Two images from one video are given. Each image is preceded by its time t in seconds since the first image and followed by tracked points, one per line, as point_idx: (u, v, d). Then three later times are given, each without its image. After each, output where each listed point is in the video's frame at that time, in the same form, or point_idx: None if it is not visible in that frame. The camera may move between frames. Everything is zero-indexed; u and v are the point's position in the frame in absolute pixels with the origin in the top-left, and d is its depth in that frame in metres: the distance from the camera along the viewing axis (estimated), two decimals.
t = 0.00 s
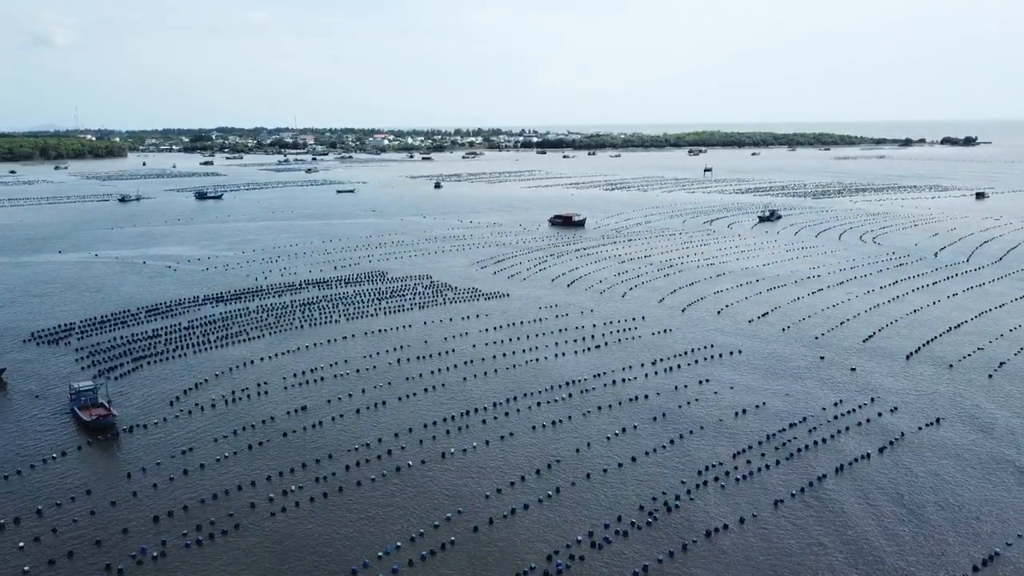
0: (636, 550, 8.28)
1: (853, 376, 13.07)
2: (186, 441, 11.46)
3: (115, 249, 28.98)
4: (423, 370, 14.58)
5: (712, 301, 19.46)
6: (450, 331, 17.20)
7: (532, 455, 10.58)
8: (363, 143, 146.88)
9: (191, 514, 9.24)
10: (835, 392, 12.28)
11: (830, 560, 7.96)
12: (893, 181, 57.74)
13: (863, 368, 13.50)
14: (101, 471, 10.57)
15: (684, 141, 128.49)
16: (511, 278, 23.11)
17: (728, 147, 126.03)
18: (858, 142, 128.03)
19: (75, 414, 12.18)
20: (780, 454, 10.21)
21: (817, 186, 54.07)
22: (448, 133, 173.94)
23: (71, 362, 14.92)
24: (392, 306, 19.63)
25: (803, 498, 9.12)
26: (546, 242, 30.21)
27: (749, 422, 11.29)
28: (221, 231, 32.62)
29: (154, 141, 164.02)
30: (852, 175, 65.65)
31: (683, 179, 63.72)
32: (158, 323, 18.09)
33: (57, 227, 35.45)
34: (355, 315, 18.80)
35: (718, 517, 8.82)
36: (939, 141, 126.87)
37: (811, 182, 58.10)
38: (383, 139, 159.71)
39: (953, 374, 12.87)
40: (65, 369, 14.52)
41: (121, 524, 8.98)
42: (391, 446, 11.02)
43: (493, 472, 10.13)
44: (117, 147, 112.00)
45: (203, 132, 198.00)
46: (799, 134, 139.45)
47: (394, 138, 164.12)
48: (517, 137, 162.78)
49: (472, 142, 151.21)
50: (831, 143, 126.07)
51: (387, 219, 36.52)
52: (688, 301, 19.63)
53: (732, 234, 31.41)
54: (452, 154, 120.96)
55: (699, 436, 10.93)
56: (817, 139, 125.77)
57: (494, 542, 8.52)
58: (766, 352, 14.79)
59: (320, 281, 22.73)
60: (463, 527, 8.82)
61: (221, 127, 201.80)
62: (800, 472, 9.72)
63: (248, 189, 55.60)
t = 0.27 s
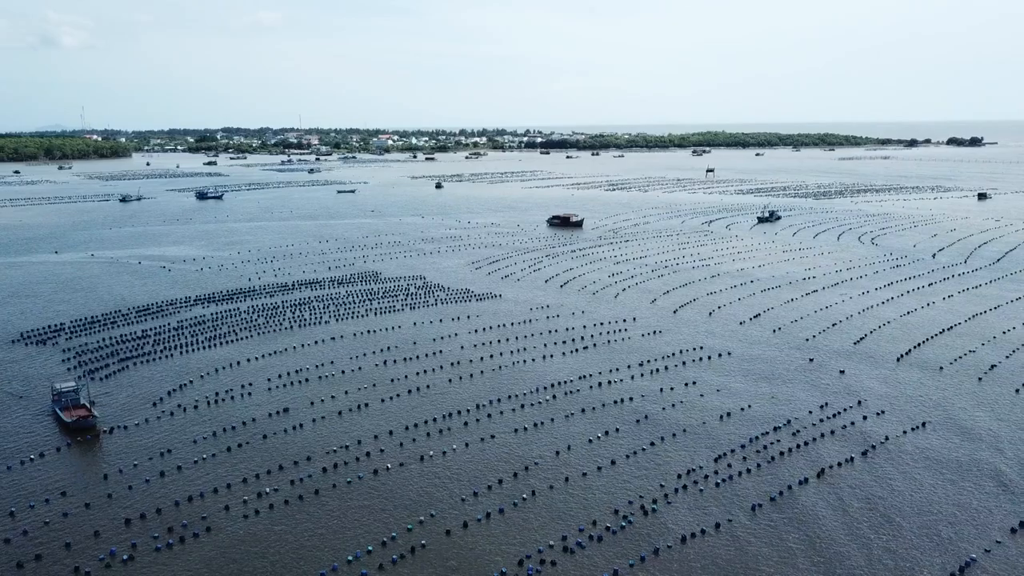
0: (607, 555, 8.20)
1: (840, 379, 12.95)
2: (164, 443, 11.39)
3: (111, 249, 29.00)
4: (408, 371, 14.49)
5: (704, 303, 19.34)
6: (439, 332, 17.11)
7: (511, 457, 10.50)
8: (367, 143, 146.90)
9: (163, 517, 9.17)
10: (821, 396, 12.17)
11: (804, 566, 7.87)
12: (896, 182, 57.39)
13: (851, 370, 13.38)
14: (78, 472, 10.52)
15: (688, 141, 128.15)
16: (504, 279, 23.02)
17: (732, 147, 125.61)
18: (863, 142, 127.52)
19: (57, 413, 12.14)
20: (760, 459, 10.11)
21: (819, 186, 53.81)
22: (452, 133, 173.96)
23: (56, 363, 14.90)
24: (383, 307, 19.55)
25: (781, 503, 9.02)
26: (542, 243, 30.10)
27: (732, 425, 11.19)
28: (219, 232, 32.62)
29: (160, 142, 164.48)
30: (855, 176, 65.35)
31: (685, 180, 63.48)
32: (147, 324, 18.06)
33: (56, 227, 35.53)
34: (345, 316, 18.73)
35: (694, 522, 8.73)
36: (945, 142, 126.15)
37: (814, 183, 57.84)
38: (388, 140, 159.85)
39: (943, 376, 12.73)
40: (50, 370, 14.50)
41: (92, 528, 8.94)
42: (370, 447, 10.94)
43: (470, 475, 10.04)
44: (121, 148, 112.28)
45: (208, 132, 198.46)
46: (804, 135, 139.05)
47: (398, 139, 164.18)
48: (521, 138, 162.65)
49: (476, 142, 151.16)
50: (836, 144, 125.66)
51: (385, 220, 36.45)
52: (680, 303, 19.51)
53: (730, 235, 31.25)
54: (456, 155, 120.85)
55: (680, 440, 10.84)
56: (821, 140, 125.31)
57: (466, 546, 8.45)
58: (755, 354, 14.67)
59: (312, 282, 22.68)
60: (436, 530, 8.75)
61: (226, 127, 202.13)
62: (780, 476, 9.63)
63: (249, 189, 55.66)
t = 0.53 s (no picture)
0: (584, 559, 8.14)
1: (829, 380, 12.86)
2: (146, 443, 11.34)
3: (107, 249, 29.01)
4: (395, 372, 14.44)
5: (697, 304, 19.25)
6: (430, 332, 17.03)
7: (493, 459, 10.44)
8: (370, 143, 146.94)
9: (140, 518, 9.12)
10: (808, 398, 12.08)
11: (782, 571, 7.81)
12: (897, 183, 57.15)
13: (841, 372, 13.27)
14: (58, 473, 10.48)
15: (691, 141, 127.94)
16: (498, 279, 22.96)
17: (735, 146, 125.34)
18: (868, 142, 127.00)
19: (41, 414, 12.11)
20: (743, 462, 10.04)
21: (820, 186, 53.59)
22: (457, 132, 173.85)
23: (44, 364, 14.88)
24: (374, 307, 19.50)
25: (762, 507, 8.95)
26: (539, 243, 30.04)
27: (717, 428, 11.11)
28: (216, 232, 32.64)
29: (164, 141, 164.89)
30: (857, 176, 65.09)
31: (686, 180, 63.34)
32: (138, 324, 18.03)
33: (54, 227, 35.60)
34: (336, 316, 18.69)
35: (673, 526, 8.66)
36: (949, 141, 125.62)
37: (815, 183, 57.63)
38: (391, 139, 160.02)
39: (933, 379, 12.62)
40: (37, 371, 14.48)
41: (68, 529, 8.89)
42: (352, 450, 10.87)
43: (450, 477, 9.98)
44: (124, 148, 112.52)
45: (212, 132, 198.83)
46: (808, 134, 138.65)
47: (402, 138, 164.30)
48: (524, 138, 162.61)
49: (479, 142, 151.17)
50: (839, 144, 125.27)
51: (383, 220, 36.42)
52: (673, 303, 19.43)
53: (728, 235, 31.14)
54: (458, 155, 120.82)
55: (664, 442, 10.77)
56: (825, 140, 124.81)
57: (442, 549, 8.39)
58: (745, 356, 14.58)
59: (306, 282, 22.64)
60: (413, 533, 8.69)
61: (230, 127, 202.52)
62: (762, 478, 9.58)
63: (250, 188, 55.71)
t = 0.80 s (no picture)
0: (555, 564, 8.06)
1: (815, 382, 12.75)
2: (125, 444, 11.29)
3: (103, 249, 29.03)
4: (380, 373, 14.36)
5: (689, 305, 19.14)
6: (419, 332, 16.95)
7: (471, 462, 10.36)
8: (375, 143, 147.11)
9: (112, 520, 9.06)
10: (794, 401, 11.97)
11: None
12: (900, 183, 56.83)
13: (829, 374, 13.15)
14: (35, 474, 10.44)
15: (695, 141, 127.63)
16: (492, 280, 22.89)
17: (740, 146, 124.97)
18: (873, 142, 126.35)
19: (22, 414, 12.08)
20: (724, 465, 9.95)
21: (822, 186, 53.30)
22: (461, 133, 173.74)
23: (30, 364, 14.87)
24: (365, 308, 19.44)
25: (739, 511, 8.86)
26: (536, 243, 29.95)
27: (700, 431, 11.01)
28: (213, 232, 32.64)
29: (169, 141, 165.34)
30: (860, 176, 64.72)
31: (689, 180, 63.13)
32: (127, 324, 18.00)
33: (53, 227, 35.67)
34: (326, 317, 18.63)
35: (648, 530, 8.57)
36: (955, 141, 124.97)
37: (817, 183, 57.33)
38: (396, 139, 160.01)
39: (922, 381, 12.49)
40: (23, 371, 14.47)
41: (39, 531, 8.84)
42: (331, 452, 10.80)
43: (427, 480, 9.89)
44: (129, 148, 112.82)
45: (218, 132, 199.31)
46: (814, 134, 138.05)
47: (406, 138, 164.34)
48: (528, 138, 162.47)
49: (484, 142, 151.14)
50: (845, 144, 124.69)
51: (382, 220, 36.37)
52: (666, 304, 19.33)
53: (726, 236, 30.99)
54: (462, 155, 120.77)
55: (645, 445, 10.68)
56: (830, 140, 124.18)
57: (413, 553, 8.32)
58: (734, 358, 14.46)
59: (298, 282, 22.60)
60: (386, 536, 8.61)
61: (236, 127, 203.09)
62: (741, 482, 9.48)
63: (250, 188, 55.72)
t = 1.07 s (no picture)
0: (530, 569, 7.97)
1: (804, 385, 12.65)
2: (106, 445, 11.24)
3: (100, 249, 29.01)
4: (368, 373, 14.30)
5: (683, 306, 19.04)
6: (409, 333, 16.88)
7: (452, 464, 10.29)
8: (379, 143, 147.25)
9: (87, 523, 9.00)
10: (781, 404, 11.87)
11: None
12: (903, 183, 56.53)
13: (818, 376, 13.06)
14: (13, 475, 10.39)
15: (699, 142, 127.33)
16: (486, 280, 22.83)
17: (744, 146, 124.68)
18: (877, 142, 125.88)
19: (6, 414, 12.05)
20: (706, 468, 9.87)
21: (823, 186, 53.08)
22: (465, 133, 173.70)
23: (18, 365, 14.84)
24: (357, 308, 19.39)
25: (719, 516, 8.77)
26: (532, 244, 29.87)
27: (684, 435, 10.94)
28: (211, 232, 32.65)
29: (173, 141, 165.93)
30: (863, 176, 64.42)
31: (690, 180, 62.91)
32: (117, 324, 17.98)
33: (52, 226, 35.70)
34: (317, 316, 18.59)
35: (626, 535, 8.49)
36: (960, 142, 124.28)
37: (819, 183, 57.10)
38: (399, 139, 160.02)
39: (912, 384, 12.39)
40: (10, 372, 14.45)
41: (14, 534, 8.80)
42: (312, 454, 10.74)
43: (406, 482, 9.82)
44: (133, 147, 113.07)
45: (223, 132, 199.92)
46: (818, 134, 137.60)
47: (410, 139, 164.38)
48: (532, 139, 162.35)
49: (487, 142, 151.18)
50: (849, 143, 124.25)
51: (380, 220, 36.31)
52: (659, 305, 19.22)
53: (724, 236, 30.87)
54: (465, 155, 120.68)
55: (628, 448, 10.61)
56: (834, 140, 123.76)
57: (387, 557, 8.24)
58: (723, 359, 14.38)
59: (292, 282, 22.56)
60: (361, 540, 8.53)
61: (240, 127, 203.89)
62: (722, 486, 9.40)
63: (251, 188, 55.74)
